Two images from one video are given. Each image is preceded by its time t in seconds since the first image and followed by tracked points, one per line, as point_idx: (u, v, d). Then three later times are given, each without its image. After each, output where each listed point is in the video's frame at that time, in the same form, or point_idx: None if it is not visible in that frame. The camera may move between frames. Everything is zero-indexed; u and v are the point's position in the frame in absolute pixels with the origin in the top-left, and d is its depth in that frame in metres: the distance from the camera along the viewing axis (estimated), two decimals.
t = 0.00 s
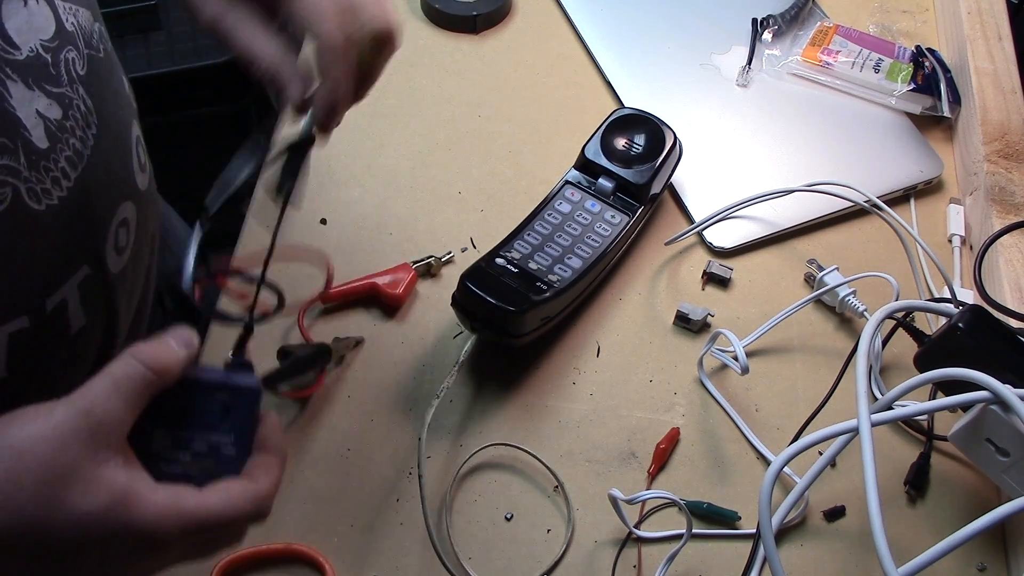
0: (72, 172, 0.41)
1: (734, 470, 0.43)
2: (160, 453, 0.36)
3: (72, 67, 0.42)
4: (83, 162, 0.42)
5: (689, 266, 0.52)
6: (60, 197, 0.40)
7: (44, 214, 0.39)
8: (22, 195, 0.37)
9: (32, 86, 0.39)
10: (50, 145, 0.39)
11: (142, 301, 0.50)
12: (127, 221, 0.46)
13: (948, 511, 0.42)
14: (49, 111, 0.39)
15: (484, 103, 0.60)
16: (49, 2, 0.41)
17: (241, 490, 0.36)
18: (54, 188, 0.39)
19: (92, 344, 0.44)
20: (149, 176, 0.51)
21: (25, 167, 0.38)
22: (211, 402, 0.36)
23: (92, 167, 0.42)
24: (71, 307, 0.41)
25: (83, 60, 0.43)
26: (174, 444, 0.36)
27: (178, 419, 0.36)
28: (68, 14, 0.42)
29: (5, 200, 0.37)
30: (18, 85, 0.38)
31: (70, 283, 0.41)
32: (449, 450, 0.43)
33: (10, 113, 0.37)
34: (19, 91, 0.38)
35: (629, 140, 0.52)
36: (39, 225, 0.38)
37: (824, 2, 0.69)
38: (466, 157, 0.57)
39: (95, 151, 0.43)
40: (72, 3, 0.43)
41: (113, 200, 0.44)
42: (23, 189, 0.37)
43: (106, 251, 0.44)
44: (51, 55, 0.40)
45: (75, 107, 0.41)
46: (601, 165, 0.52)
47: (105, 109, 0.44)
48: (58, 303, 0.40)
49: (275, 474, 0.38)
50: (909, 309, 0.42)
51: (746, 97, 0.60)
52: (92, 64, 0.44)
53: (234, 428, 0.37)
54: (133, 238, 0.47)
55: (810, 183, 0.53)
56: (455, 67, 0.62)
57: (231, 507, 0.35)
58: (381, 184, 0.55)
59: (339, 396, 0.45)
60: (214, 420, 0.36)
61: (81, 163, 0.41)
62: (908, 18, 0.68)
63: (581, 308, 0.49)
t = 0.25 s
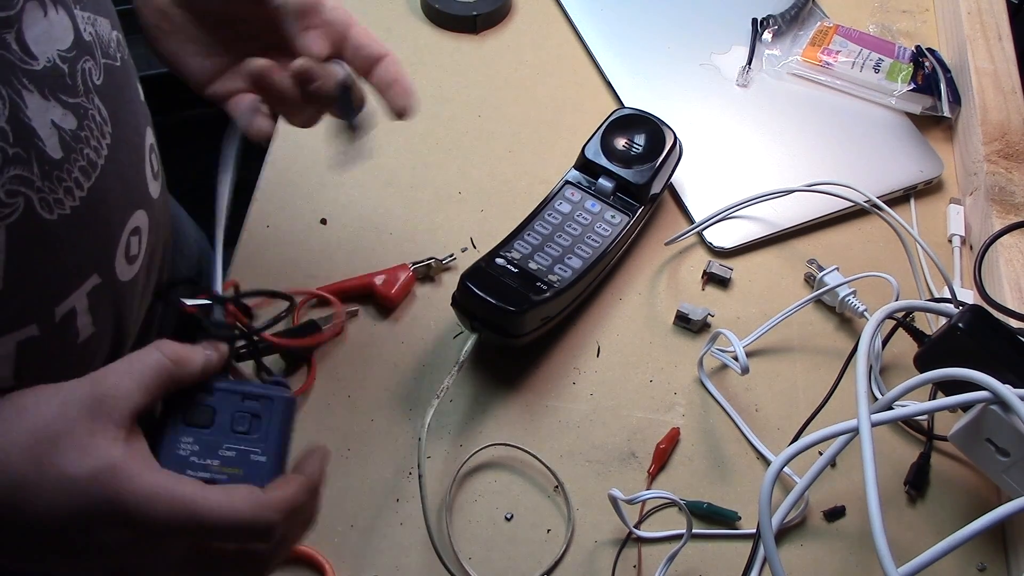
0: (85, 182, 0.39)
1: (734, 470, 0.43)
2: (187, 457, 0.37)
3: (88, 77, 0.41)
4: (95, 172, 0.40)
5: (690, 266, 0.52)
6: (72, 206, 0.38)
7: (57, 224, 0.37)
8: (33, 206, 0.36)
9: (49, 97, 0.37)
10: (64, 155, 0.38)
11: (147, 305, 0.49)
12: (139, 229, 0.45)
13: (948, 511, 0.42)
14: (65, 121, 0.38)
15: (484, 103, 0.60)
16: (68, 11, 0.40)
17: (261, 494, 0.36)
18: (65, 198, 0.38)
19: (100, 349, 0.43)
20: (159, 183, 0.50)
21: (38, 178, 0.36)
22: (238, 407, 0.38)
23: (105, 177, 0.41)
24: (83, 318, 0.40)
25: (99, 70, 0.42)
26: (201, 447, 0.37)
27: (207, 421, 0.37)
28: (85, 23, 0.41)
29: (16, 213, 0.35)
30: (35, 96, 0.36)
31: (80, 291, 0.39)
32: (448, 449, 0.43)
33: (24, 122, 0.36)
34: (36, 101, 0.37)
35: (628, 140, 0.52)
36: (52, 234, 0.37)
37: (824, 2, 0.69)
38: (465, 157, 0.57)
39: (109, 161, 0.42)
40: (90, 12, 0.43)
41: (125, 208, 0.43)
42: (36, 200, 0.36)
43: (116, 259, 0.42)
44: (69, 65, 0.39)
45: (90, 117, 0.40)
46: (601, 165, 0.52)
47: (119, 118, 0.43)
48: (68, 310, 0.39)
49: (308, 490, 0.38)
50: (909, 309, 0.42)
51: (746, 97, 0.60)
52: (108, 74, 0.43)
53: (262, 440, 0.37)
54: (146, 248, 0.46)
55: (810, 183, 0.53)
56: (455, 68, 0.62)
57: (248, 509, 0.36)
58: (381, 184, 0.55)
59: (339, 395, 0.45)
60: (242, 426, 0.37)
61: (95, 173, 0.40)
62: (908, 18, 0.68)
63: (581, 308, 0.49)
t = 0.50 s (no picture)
0: (106, 188, 0.32)
1: (734, 469, 0.43)
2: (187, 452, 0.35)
3: (106, 84, 0.33)
4: (114, 179, 0.33)
5: (689, 266, 0.52)
6: (91, 212, 0.31)
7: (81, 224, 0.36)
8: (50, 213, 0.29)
9: (70, 103, 0.30)
10: (83, 162, 0.30)
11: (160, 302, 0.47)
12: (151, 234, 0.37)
13: (948, 511, 0.42)
14: (83, 126, 0.31)
15: (484, 103, 0.60)
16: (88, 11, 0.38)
17: (184, 476, 0.32)
18: (82, 204, 0.30)
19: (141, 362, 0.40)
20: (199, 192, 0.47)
21: (59, 184, 0.29)
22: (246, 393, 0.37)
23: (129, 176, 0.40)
24: (95, 323, 0.33)
25: (116, 76, 0.34)
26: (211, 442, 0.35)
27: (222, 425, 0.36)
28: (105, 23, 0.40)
29: (33, 220, 0.28)
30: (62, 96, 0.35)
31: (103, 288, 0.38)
32: (448, 449, 0.43)
33: (44, 128, 0.28)
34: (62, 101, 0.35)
35: (629, 140, 0.52)
36: (72, 244, 0.30)
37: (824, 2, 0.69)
38: (465, 156, 0.56)
39: (125, 166, 0.34)
40: (105, 15, 0.34)
41: (139, 214, 0.35)
42: (56, 206, 0.29)
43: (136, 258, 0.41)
44: (88, 72, 0.31)
45: (108, 121, 0.33)
46: (601, 165, 0.52)
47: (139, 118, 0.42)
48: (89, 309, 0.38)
49: (234, 468, 0.33)
50: (909, 309, 0.42)
51: (745, 97, 0.60)
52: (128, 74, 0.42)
53: (293, 460, 0.34)
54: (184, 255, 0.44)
55: (810, 183, 0.53)
56: (455, 67, 0.62)
57: (174, 493, 0.32)
58: (380, 184, 0.55)
59: (339, 395, 0.45)
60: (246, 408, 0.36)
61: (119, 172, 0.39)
62: (908, 18, 0.68)
63: (581, 307, 0.49)
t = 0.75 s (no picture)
0: (104, 205, 0.38)
1: (734, 470, 0.43)
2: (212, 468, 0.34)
3: (107, 102, 0.39)
4: (114, 195, 0.39)
5: (690, 266, 0.52)
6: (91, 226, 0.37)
7: (74, 246, 0.35)
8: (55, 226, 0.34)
9: (73, 121, 0.36)
10: (87, 179, 0.36)
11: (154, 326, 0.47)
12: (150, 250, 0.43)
13: (948, 511, 0.42)
14: (87, 145, 0.37)
15: (484, 103, 0.60)
16: (86, 36, 0.38)
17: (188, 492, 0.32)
18: (83, 219, 0.36)
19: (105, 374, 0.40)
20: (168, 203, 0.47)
21: (61, 202, 0.35)
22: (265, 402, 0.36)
23: (123, 200, 0.40)
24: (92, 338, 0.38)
25: (116, 94, 0.40)
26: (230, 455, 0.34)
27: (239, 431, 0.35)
28: (104, 48, 0.39)
29: (35, 235, 0.33)
30: (62, 121, 0.35)
31: (94, 309, 0.37)
32: (448, 449, 0.43)
33: (51, 146, 0.34)
34: (61, 126, 0.35)
35: (628, 140, 0.52)
36: (72, 257, 0.35)
37: (824, 2, 0.69)
38: (465, 156, 0.57)
39: (126, 183, 0.40)
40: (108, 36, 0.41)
41: (138, 229, 0.41)
42: (57, 224, 0.34)
43: (128, 280, 0.40)
44: (90, 90, 0.37)
45: (109, 140, 0.39)
46: (601, 165, 0.52)
47: (133, 139, 0.41)
48: (80, 329, 0.37)
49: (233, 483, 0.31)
50: (909, 310, 0.42)
51: (746, 97, 0.60)
52: (124, 98, 0.41)
53: (314, 467, 0.35)
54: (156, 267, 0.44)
55: (810, 183, 0.53)
56: (455, 67, 0.62)
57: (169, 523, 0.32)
58: (380, 184, 0.55)
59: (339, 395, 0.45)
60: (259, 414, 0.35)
61: (114, 197, 0.38)
62: (908, 18, 0.68)
63: (581, 307, 0.49)
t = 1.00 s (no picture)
0: (106, 218, 0.37)
1: (734, 470, 0.43)
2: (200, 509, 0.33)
3: (112, 112, 0.38)
4: (117, 208, 0.38)
5: (690, 266, 0.52)
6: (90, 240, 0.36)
7: (73, 258, 0.35)
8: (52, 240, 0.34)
9: (75, 133, 0.35)
10: (87, 192, 0.36)
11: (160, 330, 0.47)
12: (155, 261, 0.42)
13: (948, 511, 0.42)
14: (89, 157, 0.36)
15: (484, 103, 0.60)
16: (91, 46, 0.37)
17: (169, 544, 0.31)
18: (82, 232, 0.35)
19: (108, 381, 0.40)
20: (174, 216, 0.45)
21: (59, 214, 0.34)
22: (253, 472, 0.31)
23: (126, 214, 0.38)
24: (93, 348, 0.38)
25: (123, 104, 0.39)
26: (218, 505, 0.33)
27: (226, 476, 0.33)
28: (110, 58, 0.39)
29: (31, 248, 0.33)
30: (62, 132, 0.34)
31: (91, 323, 0.37)
32: (448, 449, 0.43)
33: (48, 158, 0.34)
34: (60, 138, 0.34)
35: (629, 140, 0.52)
36: (69, 269, 0.35)
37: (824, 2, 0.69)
38: (465, 156, 0.56)
39: (130, 195, 0.39)
40: (115, 46, 0.40)
41: (143, 240, 0.40)
42: (54, 236, 0.34)
43: (128, 292, 0.39)
44: (94, 101, 0.37)
45: (113, 151, 0.38)
46: (601, 165, 0.52)
47: (140, 149, 0.40)
48: (76, 342, 0.37)
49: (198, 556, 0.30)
50: (909, 309, 0.41)
51: (746, 96, 0.60)
52: (131, 108, 0.40)
53: (292, 540, 0.30)
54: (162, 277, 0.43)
55: (810, 183, 0.53)
56: (455, 67, 0.62)
57: None
58: (380, 184, 0.55)
59: (339, 395, 0.45)
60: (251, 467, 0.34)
61: (116, 209, 0.38)
62: (908, 18, 0.68)
63: (581, 307, 0.49)
